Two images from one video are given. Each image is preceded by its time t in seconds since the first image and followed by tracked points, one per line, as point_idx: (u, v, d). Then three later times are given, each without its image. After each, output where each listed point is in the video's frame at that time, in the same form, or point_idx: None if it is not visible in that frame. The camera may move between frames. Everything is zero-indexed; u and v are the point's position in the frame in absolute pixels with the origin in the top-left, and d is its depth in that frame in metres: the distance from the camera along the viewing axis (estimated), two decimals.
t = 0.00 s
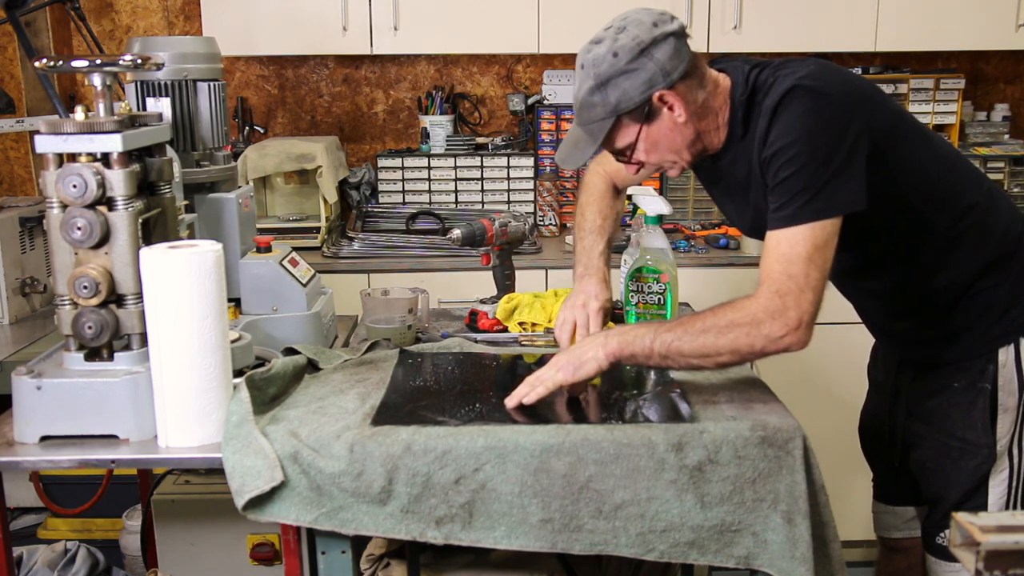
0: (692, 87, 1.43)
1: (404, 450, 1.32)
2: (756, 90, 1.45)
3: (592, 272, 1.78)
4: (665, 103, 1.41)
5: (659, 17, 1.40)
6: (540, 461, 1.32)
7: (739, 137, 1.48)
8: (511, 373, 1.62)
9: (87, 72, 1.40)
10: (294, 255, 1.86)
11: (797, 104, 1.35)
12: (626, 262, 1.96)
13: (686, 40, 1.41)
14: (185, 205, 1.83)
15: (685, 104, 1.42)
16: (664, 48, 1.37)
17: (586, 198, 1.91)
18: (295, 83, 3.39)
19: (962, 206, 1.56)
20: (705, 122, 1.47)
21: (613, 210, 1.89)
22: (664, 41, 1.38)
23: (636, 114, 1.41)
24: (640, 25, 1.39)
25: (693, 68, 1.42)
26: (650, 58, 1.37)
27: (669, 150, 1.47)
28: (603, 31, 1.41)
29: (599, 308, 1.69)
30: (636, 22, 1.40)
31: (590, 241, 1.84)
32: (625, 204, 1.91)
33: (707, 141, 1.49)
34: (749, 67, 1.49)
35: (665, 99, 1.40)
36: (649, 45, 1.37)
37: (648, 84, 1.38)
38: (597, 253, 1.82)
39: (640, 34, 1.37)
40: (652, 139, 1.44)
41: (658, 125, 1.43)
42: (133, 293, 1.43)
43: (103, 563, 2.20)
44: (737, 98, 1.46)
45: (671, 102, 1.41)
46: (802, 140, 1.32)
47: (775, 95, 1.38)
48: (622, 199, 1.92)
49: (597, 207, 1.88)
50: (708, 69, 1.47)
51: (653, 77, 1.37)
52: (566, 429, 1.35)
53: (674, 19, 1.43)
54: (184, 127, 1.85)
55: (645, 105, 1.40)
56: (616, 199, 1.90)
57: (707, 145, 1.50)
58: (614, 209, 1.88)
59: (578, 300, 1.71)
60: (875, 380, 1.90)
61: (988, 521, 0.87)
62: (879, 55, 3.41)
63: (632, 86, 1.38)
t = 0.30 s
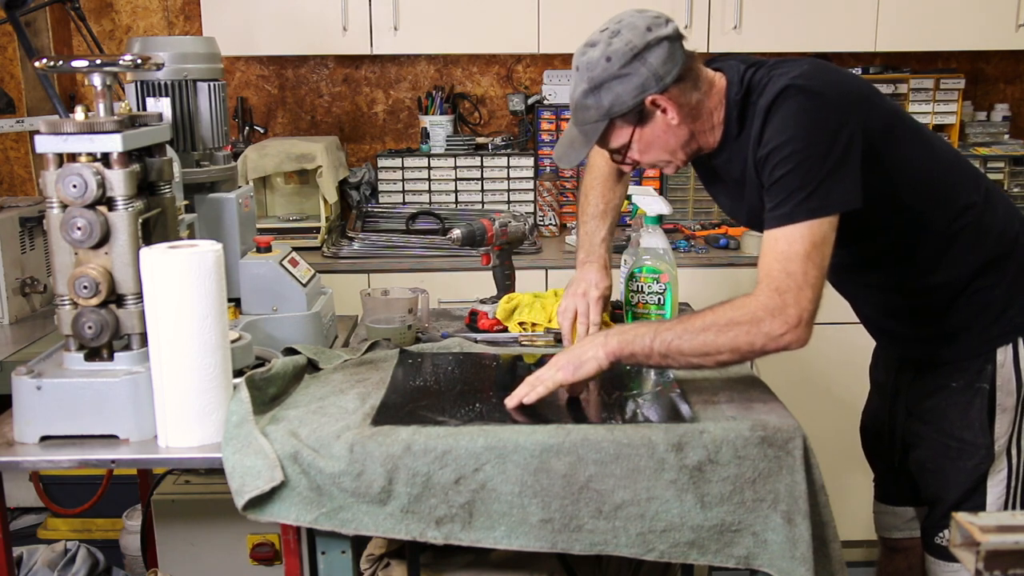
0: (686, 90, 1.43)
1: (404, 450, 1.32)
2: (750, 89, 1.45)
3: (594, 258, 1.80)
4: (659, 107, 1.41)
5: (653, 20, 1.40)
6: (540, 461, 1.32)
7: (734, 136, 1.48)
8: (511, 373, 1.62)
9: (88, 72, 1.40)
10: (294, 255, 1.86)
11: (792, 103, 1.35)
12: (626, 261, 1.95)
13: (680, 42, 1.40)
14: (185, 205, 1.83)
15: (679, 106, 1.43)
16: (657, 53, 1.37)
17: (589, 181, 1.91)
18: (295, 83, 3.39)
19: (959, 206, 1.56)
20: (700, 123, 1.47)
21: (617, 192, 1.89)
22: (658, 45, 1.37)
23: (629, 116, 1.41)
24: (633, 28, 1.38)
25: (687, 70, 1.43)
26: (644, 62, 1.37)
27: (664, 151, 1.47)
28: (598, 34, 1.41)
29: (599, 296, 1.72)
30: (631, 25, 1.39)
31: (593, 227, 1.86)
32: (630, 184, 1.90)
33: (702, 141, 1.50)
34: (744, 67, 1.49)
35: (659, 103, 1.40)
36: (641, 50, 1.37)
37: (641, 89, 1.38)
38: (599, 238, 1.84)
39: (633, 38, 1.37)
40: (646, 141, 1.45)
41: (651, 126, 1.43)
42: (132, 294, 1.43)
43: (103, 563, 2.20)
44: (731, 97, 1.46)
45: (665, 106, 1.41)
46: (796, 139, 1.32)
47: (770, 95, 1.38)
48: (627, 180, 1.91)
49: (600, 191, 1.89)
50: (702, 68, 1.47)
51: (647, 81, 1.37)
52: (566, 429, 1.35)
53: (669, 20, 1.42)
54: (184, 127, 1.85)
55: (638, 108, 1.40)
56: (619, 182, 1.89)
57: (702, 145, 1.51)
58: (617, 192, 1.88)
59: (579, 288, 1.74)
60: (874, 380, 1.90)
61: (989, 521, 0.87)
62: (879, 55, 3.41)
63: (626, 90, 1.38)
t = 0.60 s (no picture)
0: (691, 86, 1.43)
1: (404, 450, 1.32)
2: (756, 88, 1.45)
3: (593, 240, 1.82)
4: (661, 102, 1.41)
5: (660, 15, 1.39)
6: (540, 461, 1.32)
7: (739, 134, 1.48)
8: (511, 373, 1.62)
9: (88, 72, 1.40)
10: (294, 256, 1.86)
11: (798, 102, 1.35)
12: (626, 261, 1.95)
13: (685, 37, 1.40)
14: (185, 205, 1.83)
15: (684, 102, 1.43)
16: (662, 47, 1.37)
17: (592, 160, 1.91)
18: (295, 83, 3.39)
19: (963, 205, 1.56)
20: (704, 119, 1.47)
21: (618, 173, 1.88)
22: (664, 40, 1.37)
23: (635, 112, 1.42)
24: (639, 23, 1.38)
25: (692, 66, 1.43)
26: (649, 57, 1.37)
27: (668, 146, 1.47)
28: (603, 29, 1.41)
29: (598, 280, 1.75)
30: (636, 20, 1.39)
31: (593, 207, 1.86)
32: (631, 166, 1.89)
33: (707, 137, 1.50)
34: (750, 64, 1.49)
35: (661, 98, 1.40)
36: (646, 45, 1.36)
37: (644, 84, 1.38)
38: (599, 218, 1.84)
39: (638, 33, 1.37)
40: (651, 136, 1.45)
41: (656, 122, 1.44)
42: (133, 293, 1.43)
43: (103, 563, 2.20)
44: (737, 94, 1.46)
45: (667, 101, 1.41)
46: (802, 138, 1.32)
47: (775, 93, 1.38)
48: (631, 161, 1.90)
49: (602, 171, 1.89)
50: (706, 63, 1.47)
51: (652, 77, 1.37)
52: (566, 429, 1.35)
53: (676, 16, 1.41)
54: (184, 127, 1.85)
55: (643, 104, 1.40)
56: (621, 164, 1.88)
57: (707, 141, 1.51)
58: (618, 175, 1.88)
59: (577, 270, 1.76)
60: (875, 380, 1.90)
61: (989, 521, 0.87)
62: (879, 55, 3.41)
63: (631, 85, 1.38)
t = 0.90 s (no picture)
0: (702, 78, 1.43)
1: (404, 450, 1.32)
2: (765, 84, 1.45)
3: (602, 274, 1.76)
4: (674, 93, 1.40)
5: (668, 7, 1.41)
6: (540, 461, 1.32)
7: (748, 130, 1.48)
8: (511, 373, 1.62)
9: (87, 72, 1.40)
10: (294, 255, 1.86)
11: (813, 95, 1.35)
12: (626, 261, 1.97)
13: (694, 29, 1.41)
14: (186, 204, 1.83)
15: (696, 95, 1.43)
16: (673, 36, 1.38)
17: (580, 206, 1.91)
18: (295, 83, 3.39)
19: (972, 201, 1.56)
20: (715, 113, 1.47)
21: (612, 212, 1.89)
22: (674, 32, 1.38)
23: (648, 105, 1.41)
24: (649, 14, 1.39)
25: (703, 59, 1.43)
26: (661, 49, 1.37)
27: (680, 142, 1.46)
28: (612, 23, 1.42)
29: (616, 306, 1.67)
30: (645, 13, 1.40)
31: (594, 245, 1.82)
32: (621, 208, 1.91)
33: (717, 133, 1.50)
34: (759, 60, 1.50)
35: (674, 88, 1.40)
36: (657, 34, 1.37)
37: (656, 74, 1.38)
38: (603, 255, 1.81)
39: (648, 23, 1.38)
40: (664, 130, 1.44)
41: (668, 116, 1.43)
42: (132, 294, 1.43)
43: (103, 563, 2.20)
44: (746, 90, 1.47)
45: (680, 92, 1.40)
46: (820, 131, 1.32)
47: (789, 87, 1.38)
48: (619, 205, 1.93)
49: (596, 211, 1.88)
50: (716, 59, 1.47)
51: (664, 68, 1.37)
52: (566, 429, 1.35)
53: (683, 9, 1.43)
54: (184, 127, 1.85)
55: (656, 96, 1.40)
56: (614, 205, 1.90)
57: (717, 137, 1.51)
58: (613, 213, 1.88)
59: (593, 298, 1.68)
60: (875, 380, 1.90)
61: (988, 521, 0.87)
62: (879, 55, 3.41)
63: (643, 77, 1.37)
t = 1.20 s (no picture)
0: (704, 85, 1.43)
1: (404, 450, 1.32)
2: (767, 87, 1.45)
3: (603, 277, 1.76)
4: (677, 102, 1.41)
5: (667, 16, 1.41)
6: (540, 461, 1.32)
7: (750, 134, 1.48)
8: (511, 373, 1.62)
9: (87, 72, 1.40)
10: (294, 255, 1.86)
11: (814, 99, 1.35)
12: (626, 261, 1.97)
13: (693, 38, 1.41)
14: (185, 205, 1.83)
15: (698, 102, 1.42)
16: (673, 45, 1.38)
17: (580, 208, 1.91)
18: (295, 83, 3.39)
19: (973, 202, 1.56)
20: (716, 119, 1.47)
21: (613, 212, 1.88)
22: (675, 40, 1.38)
23: (650, 115, 1.41)
24: (648, 24, 1.39)
25: (704, 65, 1.43)
26: (661, 58, 1.37)
27: (683, 149, 1.46)
28: (612, 32, 1.41)
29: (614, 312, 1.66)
30: (645, 22, 1.40)
31: (593, 247, 1.83)
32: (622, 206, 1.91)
33: (719, 139, 1.50)
34: (760, 63, 1.49)
35: (676, 98, 1.40)
36: (658, 44, 1.37)
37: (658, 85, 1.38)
38: (602, 257, 1.81)
39: (648, 34, 1.38)
40: (666, 139, 1.44)
41: (671, 124, 1.43)
42: (132, 294, 1.43)
43: (103, 563, 2.20)
44: (748, 94, 1.46)
45: (682, 101, 1.41)
46: (822, 134, 1.32)
47: (789, 91, 1.39)
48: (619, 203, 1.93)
49: (596, 212, 1.88)
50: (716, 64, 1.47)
51: (665, 77, 1.37)
52: (566, 429, 1.35)
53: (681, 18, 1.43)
54: (184, 127, 1.85)
55: (658, 105, 1.40)
56: (613, 204, 1.90)
57: (719, 143, 1.50)
58: (613, 213, 1.88)
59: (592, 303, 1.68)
60: (875, 380, 1.90)
61: (988, 521, 0.87)
62: (879, 55, 3.41)
63: (645, 87, 1.38)
